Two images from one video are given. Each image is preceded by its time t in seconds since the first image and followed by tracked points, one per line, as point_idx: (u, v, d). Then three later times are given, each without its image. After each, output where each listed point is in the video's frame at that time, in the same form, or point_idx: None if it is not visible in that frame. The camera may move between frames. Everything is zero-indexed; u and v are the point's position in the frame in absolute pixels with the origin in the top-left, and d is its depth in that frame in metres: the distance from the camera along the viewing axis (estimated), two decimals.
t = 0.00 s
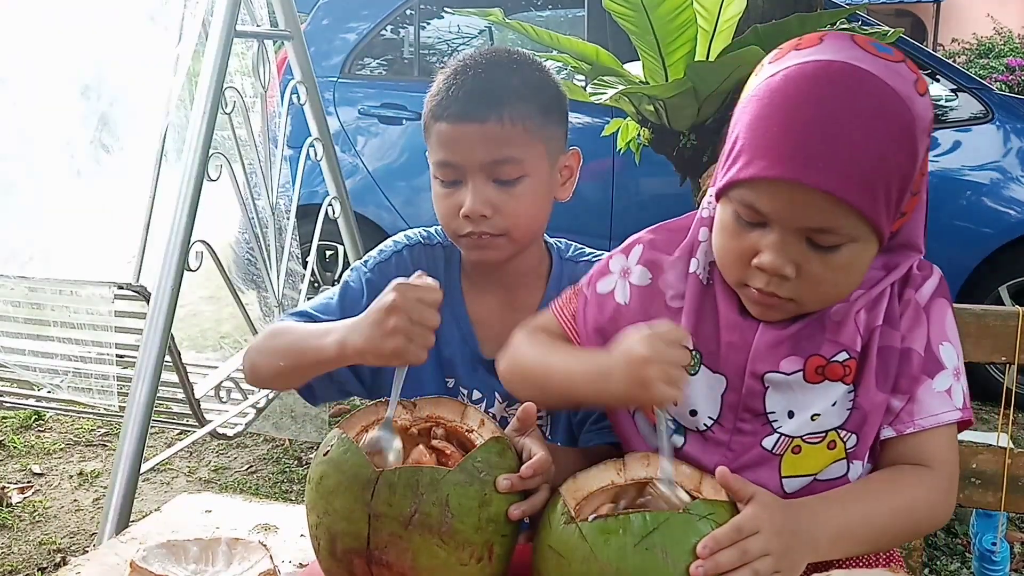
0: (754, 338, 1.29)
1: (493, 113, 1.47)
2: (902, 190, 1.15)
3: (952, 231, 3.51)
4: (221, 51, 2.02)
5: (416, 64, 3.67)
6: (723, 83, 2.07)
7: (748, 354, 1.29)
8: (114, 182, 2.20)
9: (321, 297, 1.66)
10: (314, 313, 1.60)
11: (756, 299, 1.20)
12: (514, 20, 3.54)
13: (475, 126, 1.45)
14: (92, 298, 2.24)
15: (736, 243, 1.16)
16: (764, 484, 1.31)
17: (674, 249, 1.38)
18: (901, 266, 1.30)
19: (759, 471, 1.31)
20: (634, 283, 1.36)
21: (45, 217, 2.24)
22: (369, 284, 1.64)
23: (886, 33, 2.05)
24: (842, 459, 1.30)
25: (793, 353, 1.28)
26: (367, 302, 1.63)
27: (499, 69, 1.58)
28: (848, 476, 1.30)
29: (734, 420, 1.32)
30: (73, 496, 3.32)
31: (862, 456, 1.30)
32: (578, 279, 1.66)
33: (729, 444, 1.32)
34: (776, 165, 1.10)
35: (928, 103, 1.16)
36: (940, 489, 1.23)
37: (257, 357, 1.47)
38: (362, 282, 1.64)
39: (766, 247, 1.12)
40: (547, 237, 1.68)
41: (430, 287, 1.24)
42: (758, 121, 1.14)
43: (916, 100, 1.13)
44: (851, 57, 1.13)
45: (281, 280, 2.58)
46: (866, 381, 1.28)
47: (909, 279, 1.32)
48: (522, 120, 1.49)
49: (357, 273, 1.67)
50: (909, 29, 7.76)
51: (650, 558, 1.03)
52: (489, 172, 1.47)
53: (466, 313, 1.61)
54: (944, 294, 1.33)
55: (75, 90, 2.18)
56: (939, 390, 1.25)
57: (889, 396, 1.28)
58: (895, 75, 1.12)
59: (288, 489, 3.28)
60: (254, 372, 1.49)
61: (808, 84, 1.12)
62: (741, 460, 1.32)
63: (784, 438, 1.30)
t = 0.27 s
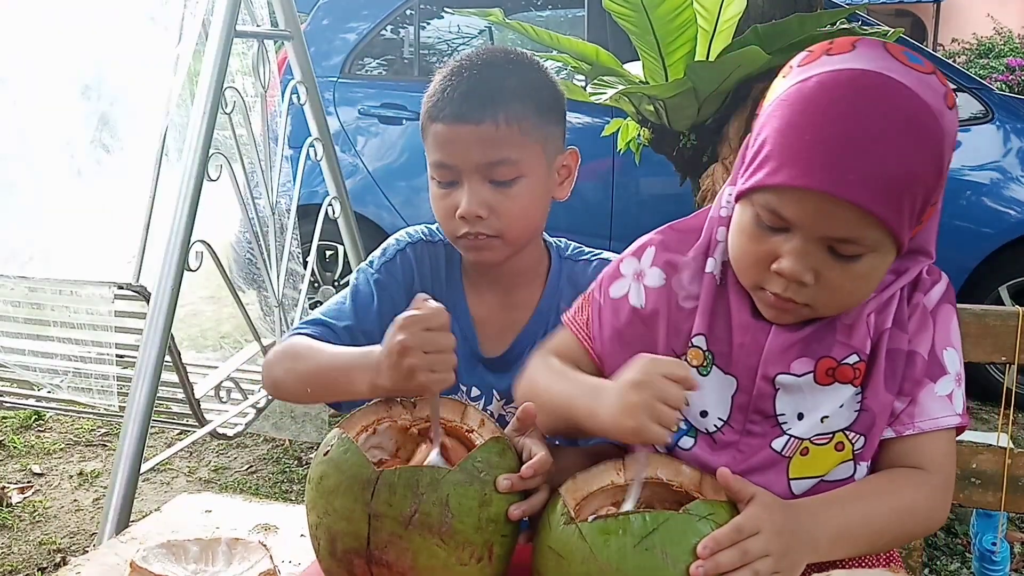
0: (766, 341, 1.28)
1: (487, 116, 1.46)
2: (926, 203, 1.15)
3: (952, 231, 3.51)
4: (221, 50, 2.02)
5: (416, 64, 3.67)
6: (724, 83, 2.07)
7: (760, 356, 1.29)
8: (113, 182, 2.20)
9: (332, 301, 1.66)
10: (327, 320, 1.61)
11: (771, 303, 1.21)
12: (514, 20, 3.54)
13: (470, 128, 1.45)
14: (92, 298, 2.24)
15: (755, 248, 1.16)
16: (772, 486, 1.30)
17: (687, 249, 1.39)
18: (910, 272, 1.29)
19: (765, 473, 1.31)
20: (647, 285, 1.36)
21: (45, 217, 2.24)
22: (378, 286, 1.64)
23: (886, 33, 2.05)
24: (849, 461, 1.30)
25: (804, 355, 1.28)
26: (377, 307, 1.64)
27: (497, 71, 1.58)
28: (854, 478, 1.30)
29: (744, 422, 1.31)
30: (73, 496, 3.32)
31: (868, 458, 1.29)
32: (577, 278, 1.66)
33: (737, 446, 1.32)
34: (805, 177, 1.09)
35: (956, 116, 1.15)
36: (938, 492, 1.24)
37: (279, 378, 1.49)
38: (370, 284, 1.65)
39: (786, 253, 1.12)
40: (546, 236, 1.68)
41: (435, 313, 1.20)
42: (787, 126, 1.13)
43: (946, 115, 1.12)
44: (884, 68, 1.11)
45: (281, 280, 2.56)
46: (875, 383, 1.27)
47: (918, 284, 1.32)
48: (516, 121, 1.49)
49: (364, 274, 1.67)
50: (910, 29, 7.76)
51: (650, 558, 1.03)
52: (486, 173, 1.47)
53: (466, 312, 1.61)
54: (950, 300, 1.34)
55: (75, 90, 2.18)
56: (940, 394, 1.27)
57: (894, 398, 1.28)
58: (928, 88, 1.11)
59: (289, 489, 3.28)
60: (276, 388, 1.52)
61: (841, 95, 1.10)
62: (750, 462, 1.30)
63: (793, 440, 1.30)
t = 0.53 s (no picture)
0: (770, 339, 1.29)
1: (488, 117, 1.46)
2: (940, 207, 1.17)
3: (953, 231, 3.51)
4: (221, 51, 2.01)
5: (416, 64, 3.67)
6: (724, 83, 2.07)
7: (763, 355, 1.30)
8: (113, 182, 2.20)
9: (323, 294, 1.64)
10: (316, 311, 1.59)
11: (781, 301, 1.21)
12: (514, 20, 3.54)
13: (472, 130, 1.45)
14: (92, 298, 2.24)
15: (770, 245, 1.16)
16: (773, 484, 1.31)
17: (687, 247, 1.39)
18: (915, 271, 1.29)
19: (767, 471, 1.32)
20: (645, 282, 1.36)
21: (45, 217, 2.24)
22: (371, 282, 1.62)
23: (887, 33, 2.05)
24: (852, 460, 1.30)
25: (807, 354, 1.28)
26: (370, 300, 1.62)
27: (496, 72, 1.57)
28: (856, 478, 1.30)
29: (746, 421, 1.32)
30: (73, 496, 3.32)
31: (871, 458, 1.29)
32: (577, 279, 1.66)
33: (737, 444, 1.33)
34: (831, 172, 1.10)
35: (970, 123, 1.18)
36: (939, 492, 1.24)
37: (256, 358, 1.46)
38: (364, 280, 1.63)
39: (801, 251, 1.12)
40: (547, 237, 1.68)
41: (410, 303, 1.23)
42: (811, 124, 1.14)
43: (963, 120, 1.15)
44: (909, 70, 1.14)
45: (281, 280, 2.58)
46: (878, 383, 1.28)
47: (923, 284, 1.32)
48: (518, 123, 1.49)
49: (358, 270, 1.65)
50: (910, 29, 7.76)
51: (651, 557, 1.03)
52: (487, 175, 1.47)
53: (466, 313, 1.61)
54: (954, 301, 1.34)
55: (75, 90, 2.18)
56: (943, 395, 1.26)
57: (897, 398, 1.28)
58: (948, 93, 1.14)
59: (289, 489, 3.28)
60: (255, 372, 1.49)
61: (868, 94, 1.12)
62: (750, 462, 1.32)
63: (796, 439, 1.31)
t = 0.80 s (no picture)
0: (770, 337, 1.30)
1: (494, 118, 1.46)
2: (939, 208, 1.17)
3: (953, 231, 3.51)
4: (221, 50, 2.01)
5: (416, 64, 3.67)
6: (724, 83, 2.07)
7: (763, 353, 1.31)
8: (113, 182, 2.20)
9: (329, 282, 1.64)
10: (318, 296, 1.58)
11: (777, 296, 1.20)
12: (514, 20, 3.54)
13: (476, 131, 1.45)
14: (92, 297, 2.24)
15: (769, 240, 1.16)
16: (772, 484, 1.30)
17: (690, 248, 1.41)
18: (917, 272, 1.30)
19: (765, 471, 1.31)
20: (651, 287, 1.38)
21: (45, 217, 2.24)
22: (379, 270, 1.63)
23: (887, 33, 2.05)
24: (850, 460, 1.29)
25: (807, 352, 1.29)
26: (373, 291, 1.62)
27: (500, 72, 1.57)
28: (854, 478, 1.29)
29: (745, 419, 1.33)
30: (73, 496, 3.32)
31: (869, 459, 1.29)
32: (580, 280, 1.66)
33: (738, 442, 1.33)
34: (831, 168, 1.10)
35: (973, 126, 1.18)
36: (938, 494, 1.23)
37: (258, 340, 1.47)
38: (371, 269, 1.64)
39: (800, 247, 1.12)
40: (551, 237, 1.68)
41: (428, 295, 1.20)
42: (814, 122, 1.14)
43: (966, 122, 1.15)
44: (913, 70, 1.14)
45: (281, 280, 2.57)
46: (877, 383, 1.28)
47: (925, 286, 1.32)
48: (523, 124, 1.49)
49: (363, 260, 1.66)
50: (910, 29, 7.77)
51: (652, 557, 1.02)
52: (492, 176, 1.47)
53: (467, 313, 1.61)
54: (956, 303, 1.34)
55: (75, 90, 2.18)
56: (945, 397, 1.26)
57: (897, 399, 1.28)
58: (952, 94, 1.14)
59: (288, 489, 3.28)
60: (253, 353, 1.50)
61: (872, 92, 1.12)
62: (751, 460, 1.31)
63: (794, 438, 1.31)
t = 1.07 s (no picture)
0: (760, 329, 1.31)
1: (495, 119, 1.46)
2: (916, 187, 1.19)
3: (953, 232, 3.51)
4: (221, 51, 2.02)
5: (416, 65, 3.67)
6: (724, 83, 2.07)
7: (754, 344, 1.31)
8: (115, 183, 2.20)
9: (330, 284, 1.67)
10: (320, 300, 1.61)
11: (758, 280, 1.23)
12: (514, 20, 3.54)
13: (478, 131, 1.45)
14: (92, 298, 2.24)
15: (746, 221, 1.20)
16: (766, 481, 1.31)
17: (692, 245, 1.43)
18: (913, 269, 1.30)
19: (760, 467, 1.31)
20: (649, 278, 1.41)
21: (45, 217, 2.23)
22: (377, 276, 1.64)
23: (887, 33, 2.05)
24: (846, 458, 1.29)
25: (800, 348, 1.30)
26: (375, 295, 1.64)
27: (501, 71, 1.57)
28: (852, 476, 1.29)
29: (738, 413, 1.33)
30: (73, 496, 3.32)
31: (868, 456, 1.29)
32: (583, 281, 1.65)
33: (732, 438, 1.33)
34: (797, 144, 1.15)
35: (955, 108, 1.20)
36: (937, 495, 1.23)
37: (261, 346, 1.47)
38: (370, 274, 1.65)
39: (771, 226, 1.16)
40: (552, 238, 1.68)
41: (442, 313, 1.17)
42: (786, 101, 1.19)
43: (940, 102, 1.18)
44: (884, 52, 1.18)
45: (281, 280, 2.58)
46: (872, 380, 1.28)
47: (922, 284, 1.32)
48: (526, 125, 1.49)
49: (366, 263, 1.68)
50: (910, 29, 7.78)
51: (651, 558, 1.02)
52: (494, 177, 1.47)
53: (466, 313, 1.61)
54: (956, 302, 1.33)
55: (75, 90, 2.18)
56: (944, 396, 1.25)
57: (894, 397, 1.27)
58: (924, 76, 1.17)
59: (289, 490, 3.28)
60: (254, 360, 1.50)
61: (840, 73, 1.17)
62: (744, 456, 1.32)
63: (789, 435, 1.31)
